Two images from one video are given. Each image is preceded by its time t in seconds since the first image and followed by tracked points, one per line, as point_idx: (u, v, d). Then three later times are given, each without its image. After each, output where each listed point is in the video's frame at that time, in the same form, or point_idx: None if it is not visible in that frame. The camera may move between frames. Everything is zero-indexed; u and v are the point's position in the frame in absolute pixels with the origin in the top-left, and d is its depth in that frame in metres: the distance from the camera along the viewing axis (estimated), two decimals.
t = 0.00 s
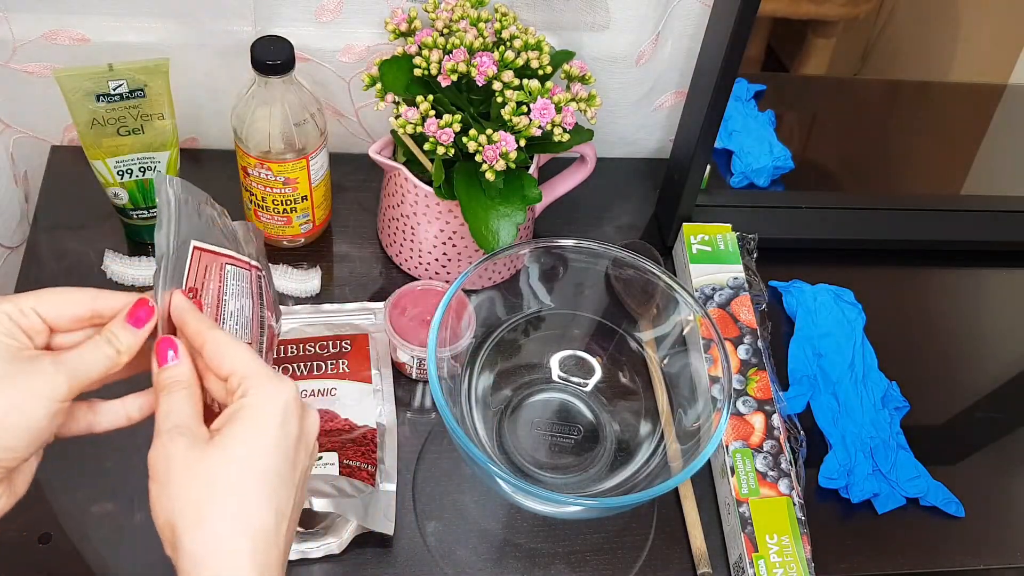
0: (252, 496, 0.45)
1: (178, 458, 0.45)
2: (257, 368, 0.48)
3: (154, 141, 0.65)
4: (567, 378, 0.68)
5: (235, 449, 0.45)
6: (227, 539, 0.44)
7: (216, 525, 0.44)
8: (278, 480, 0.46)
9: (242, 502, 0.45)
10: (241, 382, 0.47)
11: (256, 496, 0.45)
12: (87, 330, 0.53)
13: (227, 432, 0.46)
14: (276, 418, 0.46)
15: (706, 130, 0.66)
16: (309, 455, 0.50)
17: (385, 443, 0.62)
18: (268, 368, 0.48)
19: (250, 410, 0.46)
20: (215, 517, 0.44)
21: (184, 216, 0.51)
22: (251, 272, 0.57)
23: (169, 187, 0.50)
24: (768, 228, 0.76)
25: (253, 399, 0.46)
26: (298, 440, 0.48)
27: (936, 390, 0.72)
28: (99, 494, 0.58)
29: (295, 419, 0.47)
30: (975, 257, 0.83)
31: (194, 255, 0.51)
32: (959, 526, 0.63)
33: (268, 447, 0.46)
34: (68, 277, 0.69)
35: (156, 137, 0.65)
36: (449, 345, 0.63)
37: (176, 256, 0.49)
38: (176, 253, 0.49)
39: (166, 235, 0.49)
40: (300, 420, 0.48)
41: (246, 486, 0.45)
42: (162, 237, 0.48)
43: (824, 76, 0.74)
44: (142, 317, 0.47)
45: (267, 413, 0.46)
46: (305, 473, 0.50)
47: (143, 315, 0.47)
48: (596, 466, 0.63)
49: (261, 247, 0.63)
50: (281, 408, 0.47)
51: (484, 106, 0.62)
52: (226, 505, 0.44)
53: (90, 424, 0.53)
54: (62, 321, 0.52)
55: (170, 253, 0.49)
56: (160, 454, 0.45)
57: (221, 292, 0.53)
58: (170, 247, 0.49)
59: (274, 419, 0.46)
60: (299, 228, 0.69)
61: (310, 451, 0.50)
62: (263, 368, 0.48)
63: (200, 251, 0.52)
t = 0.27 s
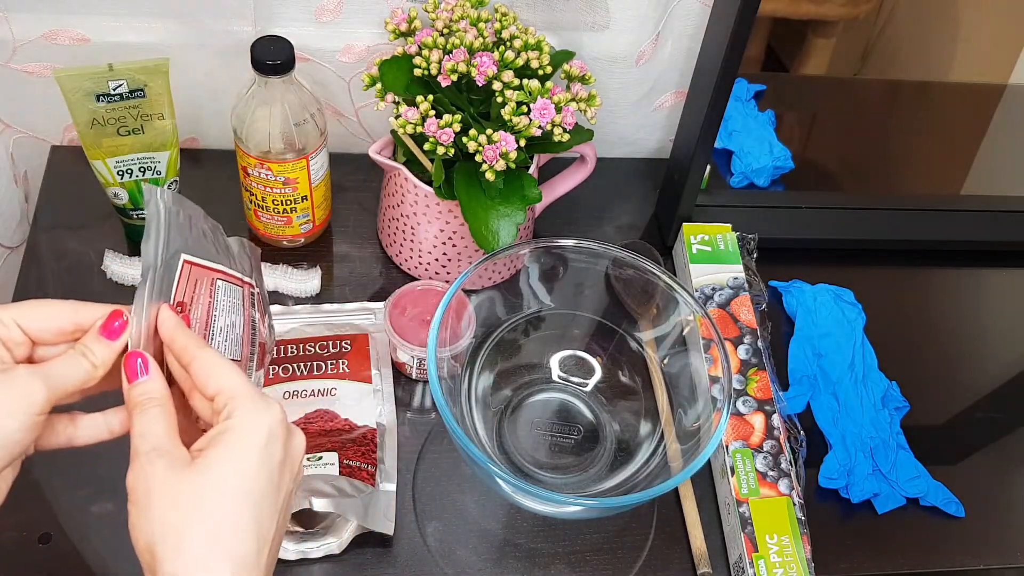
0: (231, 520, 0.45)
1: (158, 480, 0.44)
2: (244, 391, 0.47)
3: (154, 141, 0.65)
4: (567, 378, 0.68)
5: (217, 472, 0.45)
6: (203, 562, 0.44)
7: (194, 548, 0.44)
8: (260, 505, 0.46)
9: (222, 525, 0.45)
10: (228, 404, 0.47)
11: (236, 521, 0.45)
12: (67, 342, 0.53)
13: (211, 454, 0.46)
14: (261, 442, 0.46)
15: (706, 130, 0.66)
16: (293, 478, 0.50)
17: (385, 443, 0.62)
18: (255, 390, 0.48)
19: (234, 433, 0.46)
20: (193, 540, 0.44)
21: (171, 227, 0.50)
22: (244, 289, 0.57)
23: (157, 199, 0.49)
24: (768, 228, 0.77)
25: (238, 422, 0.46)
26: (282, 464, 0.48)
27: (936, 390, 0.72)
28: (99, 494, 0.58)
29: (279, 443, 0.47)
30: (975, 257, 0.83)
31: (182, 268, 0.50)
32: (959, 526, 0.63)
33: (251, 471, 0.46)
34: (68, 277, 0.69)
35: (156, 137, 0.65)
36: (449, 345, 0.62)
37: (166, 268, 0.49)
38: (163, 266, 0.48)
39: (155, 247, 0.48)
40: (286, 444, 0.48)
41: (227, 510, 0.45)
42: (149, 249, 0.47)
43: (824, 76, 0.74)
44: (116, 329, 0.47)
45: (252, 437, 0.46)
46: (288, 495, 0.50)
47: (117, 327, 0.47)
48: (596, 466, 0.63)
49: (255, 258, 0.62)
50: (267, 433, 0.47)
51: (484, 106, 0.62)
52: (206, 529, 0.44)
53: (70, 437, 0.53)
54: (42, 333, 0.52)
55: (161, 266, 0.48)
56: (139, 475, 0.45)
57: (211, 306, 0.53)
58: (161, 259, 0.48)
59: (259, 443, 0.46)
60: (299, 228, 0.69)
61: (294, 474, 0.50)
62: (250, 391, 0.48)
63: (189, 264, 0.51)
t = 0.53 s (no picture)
0: (247, 518, 0.45)
1: (176, 477, 0.44)
2: (261, 388, 0.47)
3: (154, 141, 0.65)
4: (567, 378, 0.68)
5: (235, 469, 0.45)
6: (220, 560, 0.44)
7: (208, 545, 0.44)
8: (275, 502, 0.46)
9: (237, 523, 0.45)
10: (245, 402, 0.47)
11: (251, 518, 0.45)
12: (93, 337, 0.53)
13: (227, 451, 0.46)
14: (276, 439, 0.46)
15: (705, 130, 0.66)
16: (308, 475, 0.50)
17: (385, 443, 0.62)
18: (272, 388, 0.48)
19: (251, 432, 0.46)
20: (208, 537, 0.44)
21: (198, 226, 0.51)
22: (259, 284, 0.57)
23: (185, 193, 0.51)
24: (768, 228, 0.77)
25: (255, 420, 0.46)
26: (297, 462, 0.48)
27: (936, 390, 0.72)
28: (99, 494, 0.58)
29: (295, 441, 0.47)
30: (975, 257, 0.83)
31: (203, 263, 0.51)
32: (959, 526, 0.63)
33: (267, 469, 0.46)
34: (68, 277, 0.69)
35: (156, 137, 0.65)
36: (449, 345, 0.62)
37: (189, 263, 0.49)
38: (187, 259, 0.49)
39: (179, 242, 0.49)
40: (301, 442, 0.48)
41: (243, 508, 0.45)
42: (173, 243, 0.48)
43: (824, 76, 0.74)
44: (139, 323, 0.48)
45: (269, 436, 0.46)
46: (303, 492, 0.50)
47: (140, 322, 0.48)
48: (596, 466, 0.63)
49: (268, 256, 0.62)
50: (283, 430, 0.47)
51: (484, 106, 0.62)
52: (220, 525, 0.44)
53: (91, 432, 0.53)
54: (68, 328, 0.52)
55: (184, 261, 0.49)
56: (159, 471, 0.45)
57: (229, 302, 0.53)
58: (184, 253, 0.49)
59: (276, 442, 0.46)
60: (299, 228, 0.69)
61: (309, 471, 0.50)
62: (266, 389, 0.48)
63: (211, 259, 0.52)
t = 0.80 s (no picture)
0: (207, 500, 0.41)
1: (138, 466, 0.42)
2: (212, 369, 0.45)
3: (154, 141, 0.65)
4: (567, 378, 0.68)
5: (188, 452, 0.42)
6: (176, 548, 0.40)
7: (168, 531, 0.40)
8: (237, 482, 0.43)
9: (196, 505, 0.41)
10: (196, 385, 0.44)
11: (211, 501, 0.41)
12: (114, 333, 0.51)
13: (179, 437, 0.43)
14: (226, 416, 0.43)
15: (705, 130, 0.66)
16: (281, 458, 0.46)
17: (385, 443, 0.62)
18: (232, 373, 0.45)
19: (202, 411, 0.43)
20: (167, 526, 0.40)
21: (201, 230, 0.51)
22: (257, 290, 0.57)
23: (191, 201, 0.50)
24: (768, 228, 0.77)
25: (205, 402, 0.43)
26: (260, 440, 0.45)
27: (936, 390, 0.72)
28: (99, 494, 0.58)
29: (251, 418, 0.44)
30: (975, 257, 0.83)
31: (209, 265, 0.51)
32: (959, 526, 0.63)
33: (223, 447, 0.43)
34: (68, 277, 0.69)
35: (156, 137, 0.65)
36: (449, 344, 0.62)
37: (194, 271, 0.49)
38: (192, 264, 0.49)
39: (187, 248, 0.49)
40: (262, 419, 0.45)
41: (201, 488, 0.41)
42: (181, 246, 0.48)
43: (824, 76, 0.74)
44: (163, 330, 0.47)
45: (220, 413, 0.43)
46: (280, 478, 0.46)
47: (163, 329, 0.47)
48: (596, 466, 0.63)
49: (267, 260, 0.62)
50: (233, 407, 0.44)
51: (484, 106, 0.62)
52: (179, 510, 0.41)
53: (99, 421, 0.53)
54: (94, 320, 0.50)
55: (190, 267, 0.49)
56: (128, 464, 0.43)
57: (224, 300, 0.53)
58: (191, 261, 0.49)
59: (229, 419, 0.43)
60: (299, 228, 0.69)
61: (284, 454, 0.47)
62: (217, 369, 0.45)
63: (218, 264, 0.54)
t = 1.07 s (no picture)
0: (195, 515, 0.41)
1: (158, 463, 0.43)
2: (222, 383, 0.45)
3: (154, 140, 0.65)
4: (567, 378, 0.68)
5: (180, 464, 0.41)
6: (171, 548, 0.40)
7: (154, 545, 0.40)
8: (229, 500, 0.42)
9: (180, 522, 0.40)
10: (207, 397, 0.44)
11: (199, 517, 0.41)
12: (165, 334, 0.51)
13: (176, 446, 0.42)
14: (223, 430, 0.42)
15: (705, 130, 0.66)
16: (285, 477, 0.45)
17: (385, 443, 0.62)
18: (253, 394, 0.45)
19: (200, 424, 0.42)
20: (154, 539, 0.40)
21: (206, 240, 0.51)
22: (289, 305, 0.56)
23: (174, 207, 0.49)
24: (768, 228, 0.77)
25: (214, 410, 0.43)
26: (260, 458, 0.43)
27: (936, 390, 0.72)
28: (99, 494, 0.58)
29: (252, 435, 0.43)
30: (975, 256, 0.83)
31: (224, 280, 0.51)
32: (959, 526, 0.63)
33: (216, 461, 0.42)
34: (68, 277, 0.69)
35: (156, 137, 0.65)
36: (449, 344, 0.62)
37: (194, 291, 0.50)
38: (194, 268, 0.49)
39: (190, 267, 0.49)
40: (266, 438, 0.43)
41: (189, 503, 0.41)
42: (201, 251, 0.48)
43: (824, 76, 0.74)
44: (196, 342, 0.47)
45: (218, 426, 0.42)
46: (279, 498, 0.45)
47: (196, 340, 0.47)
48: (596, 465, 0.63)
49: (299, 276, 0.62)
50: (232, 421, 0.43)
51: (484, 106, 0.62)
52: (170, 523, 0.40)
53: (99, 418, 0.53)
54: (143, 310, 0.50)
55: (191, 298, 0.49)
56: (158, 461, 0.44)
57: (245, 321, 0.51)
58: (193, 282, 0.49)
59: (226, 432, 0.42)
60: (299, 228, 0.69)
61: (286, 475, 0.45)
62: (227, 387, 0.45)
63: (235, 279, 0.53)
